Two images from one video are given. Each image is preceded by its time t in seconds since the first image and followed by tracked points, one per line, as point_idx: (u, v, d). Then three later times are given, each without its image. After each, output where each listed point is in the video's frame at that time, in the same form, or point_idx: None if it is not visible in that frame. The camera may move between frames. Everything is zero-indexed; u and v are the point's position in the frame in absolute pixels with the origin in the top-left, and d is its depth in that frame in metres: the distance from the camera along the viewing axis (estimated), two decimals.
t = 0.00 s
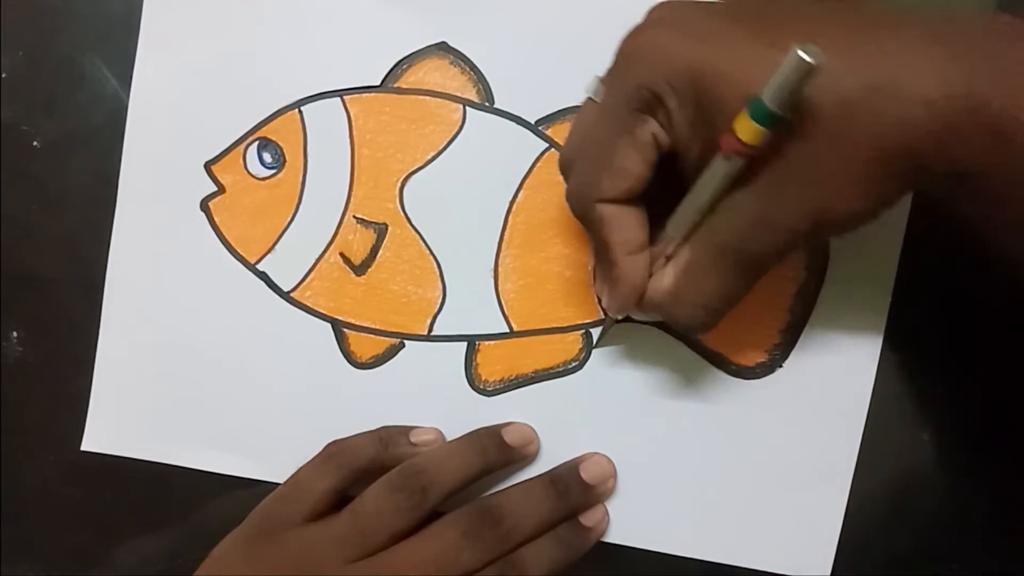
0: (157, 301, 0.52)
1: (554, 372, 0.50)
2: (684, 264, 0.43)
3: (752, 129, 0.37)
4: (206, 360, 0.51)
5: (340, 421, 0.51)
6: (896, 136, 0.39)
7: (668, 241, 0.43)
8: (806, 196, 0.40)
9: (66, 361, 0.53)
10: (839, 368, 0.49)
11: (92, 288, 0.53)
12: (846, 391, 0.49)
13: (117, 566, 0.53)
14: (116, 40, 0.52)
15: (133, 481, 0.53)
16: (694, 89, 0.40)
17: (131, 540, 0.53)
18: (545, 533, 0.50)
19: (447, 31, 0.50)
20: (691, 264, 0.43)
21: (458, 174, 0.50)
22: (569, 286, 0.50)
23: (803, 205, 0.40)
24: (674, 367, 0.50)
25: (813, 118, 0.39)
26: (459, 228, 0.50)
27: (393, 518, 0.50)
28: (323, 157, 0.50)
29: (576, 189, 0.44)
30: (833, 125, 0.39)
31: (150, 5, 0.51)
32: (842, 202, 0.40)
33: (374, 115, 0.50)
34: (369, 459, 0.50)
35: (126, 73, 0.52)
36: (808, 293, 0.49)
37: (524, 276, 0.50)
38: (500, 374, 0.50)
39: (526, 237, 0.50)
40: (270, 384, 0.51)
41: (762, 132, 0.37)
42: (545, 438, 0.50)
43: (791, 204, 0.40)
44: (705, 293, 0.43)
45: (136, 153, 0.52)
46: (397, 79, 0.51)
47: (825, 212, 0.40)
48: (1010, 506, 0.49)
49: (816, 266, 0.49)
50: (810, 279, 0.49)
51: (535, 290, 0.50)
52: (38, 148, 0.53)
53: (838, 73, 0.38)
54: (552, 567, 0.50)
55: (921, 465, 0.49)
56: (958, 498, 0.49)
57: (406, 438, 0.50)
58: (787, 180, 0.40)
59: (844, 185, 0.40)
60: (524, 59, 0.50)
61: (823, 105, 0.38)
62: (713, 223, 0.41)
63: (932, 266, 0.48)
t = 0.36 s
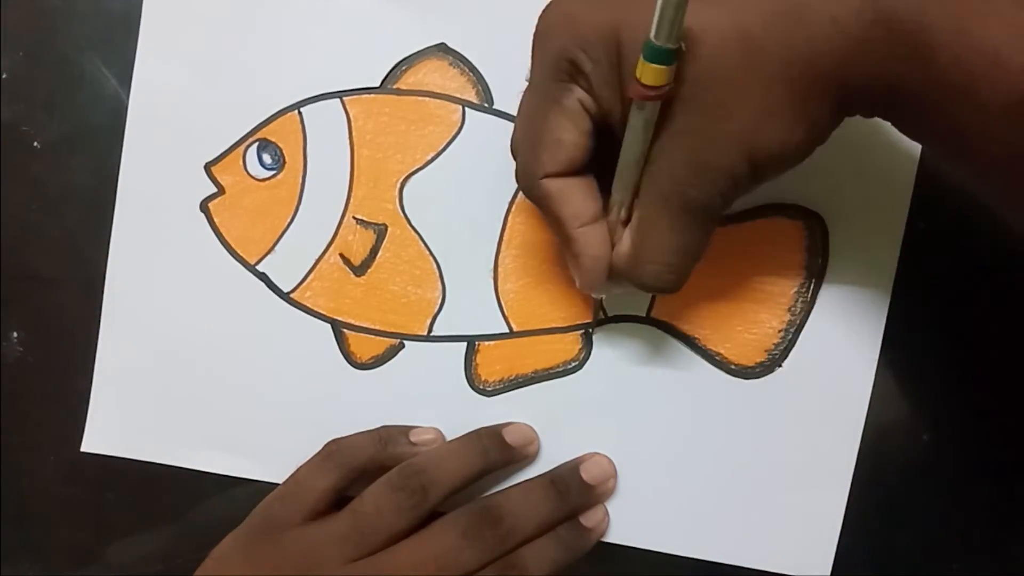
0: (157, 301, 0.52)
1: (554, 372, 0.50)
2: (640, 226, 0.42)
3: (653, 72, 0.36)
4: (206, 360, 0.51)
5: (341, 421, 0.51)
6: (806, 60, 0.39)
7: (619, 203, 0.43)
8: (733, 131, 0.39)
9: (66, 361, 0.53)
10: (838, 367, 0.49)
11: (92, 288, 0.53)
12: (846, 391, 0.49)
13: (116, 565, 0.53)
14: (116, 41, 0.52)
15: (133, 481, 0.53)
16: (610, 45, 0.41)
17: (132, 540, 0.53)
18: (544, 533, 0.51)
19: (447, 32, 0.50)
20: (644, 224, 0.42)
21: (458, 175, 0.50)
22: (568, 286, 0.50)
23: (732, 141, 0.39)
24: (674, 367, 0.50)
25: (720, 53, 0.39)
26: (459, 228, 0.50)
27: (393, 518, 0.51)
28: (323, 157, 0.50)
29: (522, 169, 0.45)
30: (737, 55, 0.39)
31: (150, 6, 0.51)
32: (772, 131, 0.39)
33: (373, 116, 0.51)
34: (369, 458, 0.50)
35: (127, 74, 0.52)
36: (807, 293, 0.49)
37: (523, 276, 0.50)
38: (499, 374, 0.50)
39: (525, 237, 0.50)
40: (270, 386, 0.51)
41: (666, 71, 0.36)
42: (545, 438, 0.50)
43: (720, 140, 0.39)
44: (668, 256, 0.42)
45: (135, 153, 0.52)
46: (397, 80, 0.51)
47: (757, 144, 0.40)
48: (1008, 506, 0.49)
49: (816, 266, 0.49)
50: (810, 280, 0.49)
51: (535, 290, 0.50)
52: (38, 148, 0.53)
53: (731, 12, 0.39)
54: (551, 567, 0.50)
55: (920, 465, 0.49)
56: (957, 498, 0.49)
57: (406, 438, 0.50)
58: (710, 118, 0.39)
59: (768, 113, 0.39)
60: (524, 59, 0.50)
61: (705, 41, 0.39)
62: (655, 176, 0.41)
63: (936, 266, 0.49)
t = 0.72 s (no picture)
0: (157, 301, 0.52)
1: (554, 372, 0.50)
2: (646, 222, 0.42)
3: (658, 58, 0.36)
4: (205, 360, 0.51)
5: (341, 422, 0.51)
6: (809, 53, 0.38)
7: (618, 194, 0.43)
8: (729, 128, 0.39)
9: (66, 361, 0.53)
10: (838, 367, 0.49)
11: (93, 288, 0.53)
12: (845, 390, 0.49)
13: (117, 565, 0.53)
14: (116, 40, 0.52)
15: (134, 481, 0.53)
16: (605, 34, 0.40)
17: (132, 540, 0.53)
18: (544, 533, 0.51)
19: (447, 32, 0.50)
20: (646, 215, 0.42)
21: (458, 175, 0.50)
22: (568, 286, 0.50)
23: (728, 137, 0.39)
24: (673, 367, 0.50)
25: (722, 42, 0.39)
26: (459, 229, 0.50)
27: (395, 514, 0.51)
28: (323, 157, 0.50)
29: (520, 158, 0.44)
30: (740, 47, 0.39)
31: (150, 5, 0.51)
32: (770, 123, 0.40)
33: (373, 115, 0.50)
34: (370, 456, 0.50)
35: (127, 73, 0.52)
36: (807, 292, 0.49)
37: (523, 276, 0.50)
38: (499, 374, 0.50)
39: (526, 237, 0.50)
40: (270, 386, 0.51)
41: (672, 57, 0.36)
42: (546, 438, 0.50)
43: (721, 133, 0.39)
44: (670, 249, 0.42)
45: (134, 153, 0.52)
46: (396, 80, 0.51)
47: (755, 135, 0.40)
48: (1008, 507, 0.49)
49: (816, 265, 0.49)
50: (809, 279, 0.49)
51: (535, 290, 0.50)
52: (38, 148, 0.53)
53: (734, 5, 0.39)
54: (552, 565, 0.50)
55: (920, 465, 0.49)
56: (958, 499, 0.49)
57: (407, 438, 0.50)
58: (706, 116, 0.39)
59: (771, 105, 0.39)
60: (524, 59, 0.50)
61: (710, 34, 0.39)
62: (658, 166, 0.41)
63: (937, 266, 0.49)
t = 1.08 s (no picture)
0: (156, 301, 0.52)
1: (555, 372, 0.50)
2: (491, 388, 0.45)
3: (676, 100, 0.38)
4: (205, 360, 0.51)
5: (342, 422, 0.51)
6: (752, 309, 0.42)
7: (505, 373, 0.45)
8: (596, 329, 0.41)
9: (66, 361, 0.53)
10: (838, 366, 0.50)
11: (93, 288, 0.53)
12: (845, 390, 0.50)
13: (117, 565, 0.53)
14: (117, 40, 0.52)
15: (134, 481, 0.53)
16: (536, 271, 0.44)
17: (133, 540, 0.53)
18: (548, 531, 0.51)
19: (447, 32, 0.50)
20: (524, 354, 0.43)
21: (458, 175, 0.50)
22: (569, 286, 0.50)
23: (591, 330, 0.41)
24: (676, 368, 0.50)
25: (671, 289, 0.41)
26: (459, 228, 0.50)
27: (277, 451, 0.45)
28: (323, 157, 0.50)
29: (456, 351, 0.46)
30: (690, 299, 0.40)
31: (150, 5, 0.51)
32: (639, 314, 0.40)
33: (373, 115, 0.50)
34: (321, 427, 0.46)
35: (127, 73, 0.52)
36: (808, 293, 0.50)
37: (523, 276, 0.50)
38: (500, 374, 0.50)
39: (525, 237, 0.50)
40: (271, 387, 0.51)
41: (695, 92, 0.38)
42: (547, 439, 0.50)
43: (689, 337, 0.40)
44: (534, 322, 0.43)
45: (136, 153, 0.52)
46: (396, 80, 0.51)
47: (653, 327, 0.40)
48: (1006, 500, 0.51)
49: (816, 266, 0.50)
50: (809, 280, 0.50)
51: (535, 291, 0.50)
52: (38, 148, 0.53)
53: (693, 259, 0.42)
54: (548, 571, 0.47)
55: (919, 461, 0.51)
56: (957, 494, 0.51)
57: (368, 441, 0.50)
58: (579, 317, 0.41)
59: (715, 313, 0.40)
60: (525, 59, 0.50)
61: (603, 278, 0.42)
62: (524, 320, 0.43)
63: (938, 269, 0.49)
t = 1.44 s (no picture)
0: (157, 301, 0.52)
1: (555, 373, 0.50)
2: (485, 386, 0.45)
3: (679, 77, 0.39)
4: (205, 359, 0.51)
5: (342, 423, 0.51)
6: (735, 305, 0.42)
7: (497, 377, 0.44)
8: (582, 325, 0.40)
9: (66, 361, 0.53)
10: (838, 366, 0.50)
11: (93, 288, 0.53)
12: (845, 390, 0.50)
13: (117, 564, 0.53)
14: (117, 40, 0.52)
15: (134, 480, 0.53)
16: (526, 272, 0.44)
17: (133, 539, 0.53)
18: (547, 532, 0.51)
19: (447, 32, 0.50)
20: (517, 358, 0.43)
21: (458, 175, 0.50)
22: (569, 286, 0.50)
23: (578, 328, 0.40)
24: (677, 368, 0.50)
25: (655, 290, 0.40)
26: (459, 229, 0.50)
27: (261, 439, 0.48)
28: (323, 157, 0.50)
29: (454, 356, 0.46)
30: (675, 300, 0.40)
31: (149, 6, 0.51)
32: (625, 313, 0.39)
33: (373, 115, 0.50)
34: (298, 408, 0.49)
35: (127, 73, 0.52)
36: (808, 293, 0.50)
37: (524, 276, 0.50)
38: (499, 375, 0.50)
39: (525, 237, 0.50)
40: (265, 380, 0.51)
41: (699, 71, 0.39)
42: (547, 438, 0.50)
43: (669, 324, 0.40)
44: (523, 322, 0.42)
45: (135, 153, 0.52)
46: (397, 80, 0.51)
47: (638, 326, 0.40)
48: (1005, 500, 0.51)
49: (816, 266, 0.50)
50: (810, 280, 0.50)
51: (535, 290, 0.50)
52: (38, 148, 0.53)
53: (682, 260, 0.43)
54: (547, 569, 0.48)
55: (918, 462, 0.51)
56: (955, 495, 0.51)
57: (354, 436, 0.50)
58: (566, 315, 0.40)
59: (697, 314, 0.40)
60: (525, 59, 0.50)
61: (591, 276, 0.41)
62: (513, 321, 0.42)
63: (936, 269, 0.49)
